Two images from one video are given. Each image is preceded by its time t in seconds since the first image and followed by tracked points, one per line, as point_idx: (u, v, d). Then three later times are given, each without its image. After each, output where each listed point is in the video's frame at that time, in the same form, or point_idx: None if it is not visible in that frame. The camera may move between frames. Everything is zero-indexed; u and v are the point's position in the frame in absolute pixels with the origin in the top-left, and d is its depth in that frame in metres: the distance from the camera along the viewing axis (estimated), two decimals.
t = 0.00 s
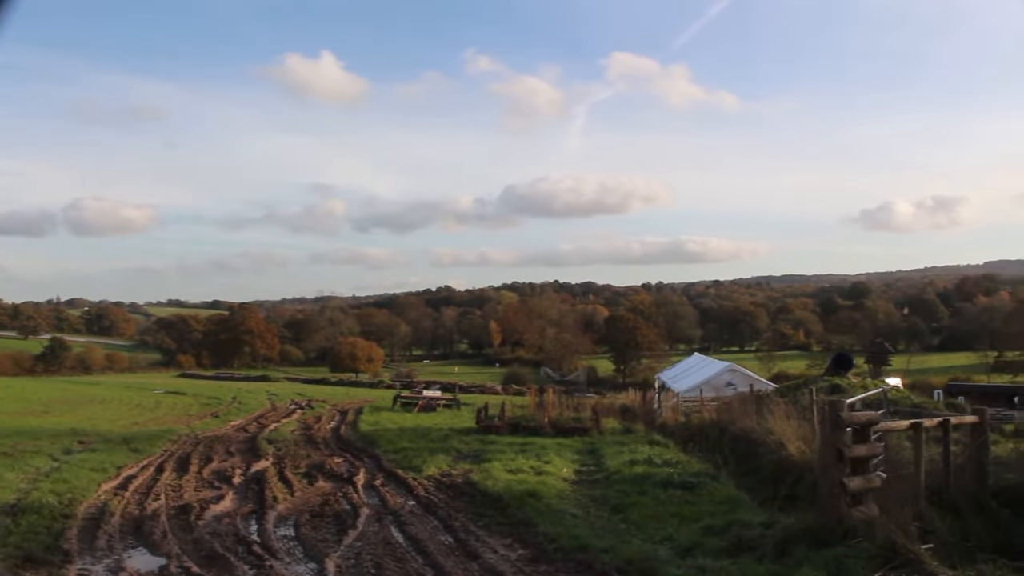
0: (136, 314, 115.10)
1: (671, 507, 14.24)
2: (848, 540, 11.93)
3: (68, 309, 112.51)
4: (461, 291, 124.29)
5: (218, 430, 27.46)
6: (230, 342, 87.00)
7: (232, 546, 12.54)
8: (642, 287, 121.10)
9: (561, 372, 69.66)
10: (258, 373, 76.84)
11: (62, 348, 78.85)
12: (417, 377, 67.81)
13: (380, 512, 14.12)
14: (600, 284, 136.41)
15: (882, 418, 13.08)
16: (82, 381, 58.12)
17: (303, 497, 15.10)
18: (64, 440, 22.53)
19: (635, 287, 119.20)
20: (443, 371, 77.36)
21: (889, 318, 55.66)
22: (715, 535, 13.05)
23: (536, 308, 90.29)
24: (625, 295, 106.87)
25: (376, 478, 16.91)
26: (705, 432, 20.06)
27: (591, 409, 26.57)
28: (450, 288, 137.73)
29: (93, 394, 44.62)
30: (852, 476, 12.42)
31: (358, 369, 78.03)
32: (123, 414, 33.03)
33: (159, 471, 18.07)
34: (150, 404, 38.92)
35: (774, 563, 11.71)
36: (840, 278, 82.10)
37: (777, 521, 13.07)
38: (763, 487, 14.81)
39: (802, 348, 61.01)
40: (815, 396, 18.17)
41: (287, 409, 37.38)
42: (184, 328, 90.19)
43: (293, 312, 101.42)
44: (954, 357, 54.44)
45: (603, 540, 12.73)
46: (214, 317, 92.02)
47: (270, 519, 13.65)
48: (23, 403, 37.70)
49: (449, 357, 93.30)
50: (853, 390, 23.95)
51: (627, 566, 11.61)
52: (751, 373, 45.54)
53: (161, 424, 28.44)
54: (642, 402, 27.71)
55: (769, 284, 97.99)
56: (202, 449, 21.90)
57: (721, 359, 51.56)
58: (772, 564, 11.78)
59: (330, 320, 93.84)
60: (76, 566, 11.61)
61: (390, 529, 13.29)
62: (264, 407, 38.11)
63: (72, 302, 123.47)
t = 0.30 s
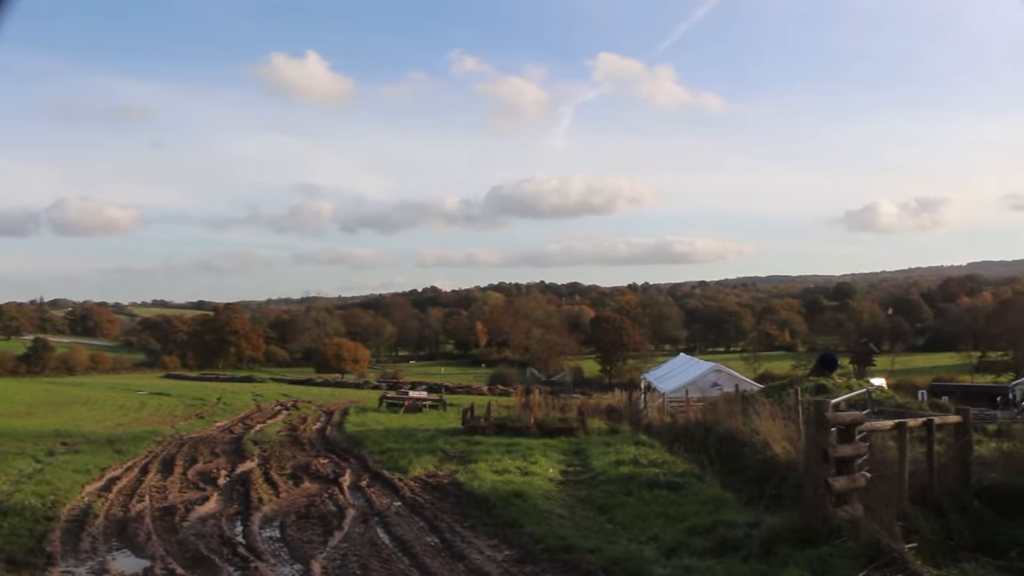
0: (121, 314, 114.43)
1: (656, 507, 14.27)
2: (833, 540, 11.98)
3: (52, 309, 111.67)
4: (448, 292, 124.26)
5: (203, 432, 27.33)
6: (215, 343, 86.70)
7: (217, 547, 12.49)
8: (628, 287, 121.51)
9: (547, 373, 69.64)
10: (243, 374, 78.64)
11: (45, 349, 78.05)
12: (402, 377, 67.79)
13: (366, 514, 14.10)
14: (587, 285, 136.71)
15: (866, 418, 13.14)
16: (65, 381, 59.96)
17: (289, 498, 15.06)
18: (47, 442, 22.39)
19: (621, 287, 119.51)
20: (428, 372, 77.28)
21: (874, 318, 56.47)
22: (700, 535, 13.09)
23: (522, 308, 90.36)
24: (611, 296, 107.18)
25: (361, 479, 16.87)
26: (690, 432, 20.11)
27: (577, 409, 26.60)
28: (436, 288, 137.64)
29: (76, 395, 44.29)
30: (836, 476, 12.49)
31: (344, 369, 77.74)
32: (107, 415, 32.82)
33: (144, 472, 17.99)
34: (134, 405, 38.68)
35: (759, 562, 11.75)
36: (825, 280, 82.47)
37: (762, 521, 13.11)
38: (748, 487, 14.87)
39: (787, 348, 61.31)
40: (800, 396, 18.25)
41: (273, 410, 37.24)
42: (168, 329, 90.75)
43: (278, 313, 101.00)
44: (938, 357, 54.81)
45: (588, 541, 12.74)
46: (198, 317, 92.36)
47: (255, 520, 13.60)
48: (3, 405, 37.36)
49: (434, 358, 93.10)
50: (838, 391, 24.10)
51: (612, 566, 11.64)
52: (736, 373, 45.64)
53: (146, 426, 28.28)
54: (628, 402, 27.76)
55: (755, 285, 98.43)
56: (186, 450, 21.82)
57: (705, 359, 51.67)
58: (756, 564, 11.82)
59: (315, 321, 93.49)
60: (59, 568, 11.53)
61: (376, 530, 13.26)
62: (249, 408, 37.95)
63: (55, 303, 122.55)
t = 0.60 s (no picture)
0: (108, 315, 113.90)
1: (645, 508, 14.29)
2: (821, 540, 12.01)
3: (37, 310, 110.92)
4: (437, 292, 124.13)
5: (191, 432, 27.23)
6: (202, 344, 86.50)
7: (205, 549, 12.42)
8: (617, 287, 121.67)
9: (536, 373, 69.65)
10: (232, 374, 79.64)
11: (31, 350, 77.68)
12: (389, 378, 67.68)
13: (354, 515, 14.06)
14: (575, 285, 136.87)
15: (853, 418, 13.19)
16: (52, 381, 62.01)
17: (277, 499, 15.02)
18: (32, 443, 22.26)
19: (610, 288, 119.70)
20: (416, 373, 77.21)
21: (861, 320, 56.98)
22: (689, 535, 13.11)
23: (510, 309, 90.32)
24: (600, 296, 107.37)
25: (350, 480, 16.83)
26: (679, 433, 20.14)
27: (566, 410, 26.61)
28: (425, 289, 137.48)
29: (61, 396, 44.00)
30: (824, 476, 12.52)
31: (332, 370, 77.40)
32: (94, 416, 32.64)
33: (131, 473, 17.92)
34: (121, 406, 38.47)
35: (748, 562, 11.76)
36: (813, 282, 82.72)
37: (750, 521, 13.14)
38: (735, 488, 14.92)
39: (775, 349, 61.69)
40: (788, 396, 18.29)
41: (262, 411, 37.14)
42: (156, 330, 91.17)
43: (267, 313, 100.71)
44: (925, 357, 55.05)
45: (577, 542, 12.72)
46: (185, 318, 92.48)
47: (243, 522, 13.57)
48: None
49: (422, 359, 92.89)
50: (826, 391, 24.16)
51: (602, 567, 11.63)
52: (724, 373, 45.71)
53: (133, 426, 28.17)
54: (616, 403, 27.78)
55: (742, 287, 98.75)
56: (174, 451, 21.75)
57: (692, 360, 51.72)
58: (744, 564, 11.84)
59: (303, 321, 93.11)
60: (44, 570, 11.44)
61: (364, 531, 13.24)
62: (237, 409, 37.82)
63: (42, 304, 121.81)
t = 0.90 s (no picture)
0: (98, 316, 113.40)
1: (635, 508, 14.31)
2: (811, 540, 12.04)
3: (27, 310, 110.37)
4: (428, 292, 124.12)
5: (181, 433, 27.20)
6: (192, 344, 86.28)
7: (195, 550, 12.39)
8: (608, 287, 121.90)
9: (526, 374, 69.78)
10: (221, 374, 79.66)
11: (20, 350, 77.38)
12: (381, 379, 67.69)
13: (345, 516, 14.05)
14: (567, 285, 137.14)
15: (843, 418, 13.23)
16: (40, 381, 64.43)
17: (267, 500, 14.98)
18: (21, 445, 22.19)
19: (601, 289, 120.06)
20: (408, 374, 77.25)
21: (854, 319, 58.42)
22: (679, 536, 13.13)
23: (501, 309, 90.35)
24: (592, 296, 107.61)
25: (340, 481, 16.81)
26: (670, 434, 20.16)
27: (557, 410, 26.64)
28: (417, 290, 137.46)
29: (49, 397, 43.81)
30: (814, 476, 12.56)
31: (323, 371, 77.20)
32: (84, 417, 32.52)
33: (120, 475, 17.86)
34: (111, 406, 38.34)
35: (738, 562, 11.77)
36: (803, 283, 83.06)
37: (741, 522, 13.16)
38: (726, 488, 14.95)
39: (766, 349, 62.02)
40: (779, 396, 18.34)
41: (253, 412, 37.06)
42: (145, 330, 90.68)
43: (258, 314, 100.54)
44: (914, 358, 55.34)
45: (567, 542, 12.73)
46: (176, 318, 92.27)
47: (233, 523, 13.55)
48: None
49: (414, 360, 92.86)
50: (816, 392, 24.21)
51: (592, 567, 11.63)
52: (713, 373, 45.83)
53: (122, 427, 28.07)
54: (607, 403, 27.82)
55: (733, 287, 99.16)
56: (163, 452, 21.68)
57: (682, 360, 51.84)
58: (735, 564, 11.84)
59: (294, 321, 92.86)
60: (32, 572, 11.39)
61: (355, 532, 13.22)
62: (228, 410, 37.71)
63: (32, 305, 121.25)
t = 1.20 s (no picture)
0: (87, 317, 112.77)
1: (625, 509, 14.34)
2: (800, 540, 12.07)
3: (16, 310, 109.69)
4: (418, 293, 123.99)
5: (170, 435, 27.09)
6: (182, 346, 85.99)
7: (184, 552, 12.35)
8: (599, 288, 121.99)
9: (517, 374, 69.74)
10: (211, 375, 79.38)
11: (8, 352, 76.97)
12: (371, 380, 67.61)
13: (335, 517, 14.03)
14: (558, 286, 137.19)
15: (833, 419, 13.27)
16: (31, 381, 67.40)
17: (257, 501, 14.94)
18: (9, 447, 22.06)
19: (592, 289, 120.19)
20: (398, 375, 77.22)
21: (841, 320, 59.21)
22: (669, 536, 13.16)
23: (491, 310, 90.27)
24: (583, 296, 107.72)
25: (330, 482, 16.77)
26: (660, 435, 20.18)
27: (547, 411, 26.64)
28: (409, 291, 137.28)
29: (37, 398, 43.56)
30: (804, 477, 12.61)
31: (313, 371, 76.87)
32: (73, 419, 32.36)
33: (109, 476, 17.80)
34: (101, 408, 38.17)
35: (728, 562, 11.78)
36: (794, 283, 83.30)
37: (730, 522, 13.19)
38: (716, 489, 14.97)
39: (755, 349, 62.23)
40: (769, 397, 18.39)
41: (243, 413, 36.92)
42: (135, 331, 89.79)
43: (248, 314, 100.23)
44: (903, 359, 55.55)
45: (558, 543, 12.73)
46: (166, 320, 92.71)
47: (223, 524, 13.51)
48: None
49: (404, 360, 92.70)
50: (805, 392, 24.31)
51: (582, 567, 11.65)
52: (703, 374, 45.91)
53: (111, 429, 27.95)
54: (598, 404, 27.82)
55: (723, 288, 99.39)
56: (153, 454, 21.59)
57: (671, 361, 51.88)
58: (725, 564, 11.86)
59: (284, 322, 92.46)
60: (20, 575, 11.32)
61: (345, 533, 13.21)
62: (217, 411, 37.60)
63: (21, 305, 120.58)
